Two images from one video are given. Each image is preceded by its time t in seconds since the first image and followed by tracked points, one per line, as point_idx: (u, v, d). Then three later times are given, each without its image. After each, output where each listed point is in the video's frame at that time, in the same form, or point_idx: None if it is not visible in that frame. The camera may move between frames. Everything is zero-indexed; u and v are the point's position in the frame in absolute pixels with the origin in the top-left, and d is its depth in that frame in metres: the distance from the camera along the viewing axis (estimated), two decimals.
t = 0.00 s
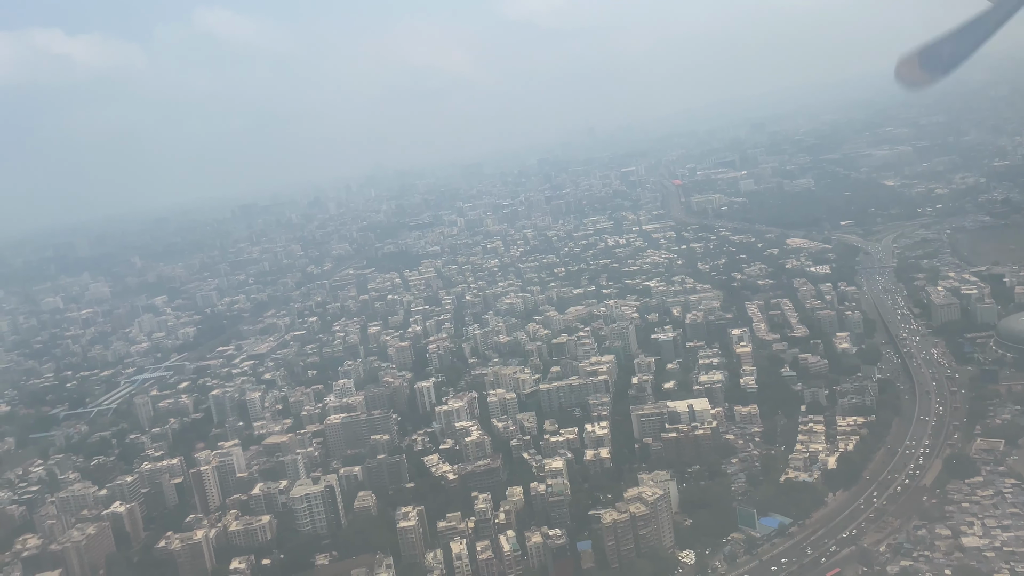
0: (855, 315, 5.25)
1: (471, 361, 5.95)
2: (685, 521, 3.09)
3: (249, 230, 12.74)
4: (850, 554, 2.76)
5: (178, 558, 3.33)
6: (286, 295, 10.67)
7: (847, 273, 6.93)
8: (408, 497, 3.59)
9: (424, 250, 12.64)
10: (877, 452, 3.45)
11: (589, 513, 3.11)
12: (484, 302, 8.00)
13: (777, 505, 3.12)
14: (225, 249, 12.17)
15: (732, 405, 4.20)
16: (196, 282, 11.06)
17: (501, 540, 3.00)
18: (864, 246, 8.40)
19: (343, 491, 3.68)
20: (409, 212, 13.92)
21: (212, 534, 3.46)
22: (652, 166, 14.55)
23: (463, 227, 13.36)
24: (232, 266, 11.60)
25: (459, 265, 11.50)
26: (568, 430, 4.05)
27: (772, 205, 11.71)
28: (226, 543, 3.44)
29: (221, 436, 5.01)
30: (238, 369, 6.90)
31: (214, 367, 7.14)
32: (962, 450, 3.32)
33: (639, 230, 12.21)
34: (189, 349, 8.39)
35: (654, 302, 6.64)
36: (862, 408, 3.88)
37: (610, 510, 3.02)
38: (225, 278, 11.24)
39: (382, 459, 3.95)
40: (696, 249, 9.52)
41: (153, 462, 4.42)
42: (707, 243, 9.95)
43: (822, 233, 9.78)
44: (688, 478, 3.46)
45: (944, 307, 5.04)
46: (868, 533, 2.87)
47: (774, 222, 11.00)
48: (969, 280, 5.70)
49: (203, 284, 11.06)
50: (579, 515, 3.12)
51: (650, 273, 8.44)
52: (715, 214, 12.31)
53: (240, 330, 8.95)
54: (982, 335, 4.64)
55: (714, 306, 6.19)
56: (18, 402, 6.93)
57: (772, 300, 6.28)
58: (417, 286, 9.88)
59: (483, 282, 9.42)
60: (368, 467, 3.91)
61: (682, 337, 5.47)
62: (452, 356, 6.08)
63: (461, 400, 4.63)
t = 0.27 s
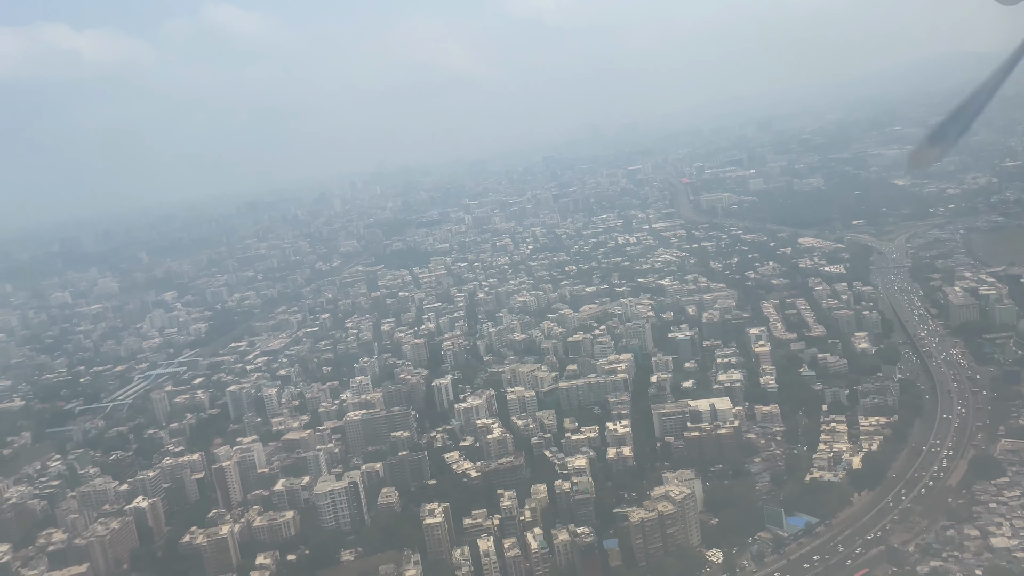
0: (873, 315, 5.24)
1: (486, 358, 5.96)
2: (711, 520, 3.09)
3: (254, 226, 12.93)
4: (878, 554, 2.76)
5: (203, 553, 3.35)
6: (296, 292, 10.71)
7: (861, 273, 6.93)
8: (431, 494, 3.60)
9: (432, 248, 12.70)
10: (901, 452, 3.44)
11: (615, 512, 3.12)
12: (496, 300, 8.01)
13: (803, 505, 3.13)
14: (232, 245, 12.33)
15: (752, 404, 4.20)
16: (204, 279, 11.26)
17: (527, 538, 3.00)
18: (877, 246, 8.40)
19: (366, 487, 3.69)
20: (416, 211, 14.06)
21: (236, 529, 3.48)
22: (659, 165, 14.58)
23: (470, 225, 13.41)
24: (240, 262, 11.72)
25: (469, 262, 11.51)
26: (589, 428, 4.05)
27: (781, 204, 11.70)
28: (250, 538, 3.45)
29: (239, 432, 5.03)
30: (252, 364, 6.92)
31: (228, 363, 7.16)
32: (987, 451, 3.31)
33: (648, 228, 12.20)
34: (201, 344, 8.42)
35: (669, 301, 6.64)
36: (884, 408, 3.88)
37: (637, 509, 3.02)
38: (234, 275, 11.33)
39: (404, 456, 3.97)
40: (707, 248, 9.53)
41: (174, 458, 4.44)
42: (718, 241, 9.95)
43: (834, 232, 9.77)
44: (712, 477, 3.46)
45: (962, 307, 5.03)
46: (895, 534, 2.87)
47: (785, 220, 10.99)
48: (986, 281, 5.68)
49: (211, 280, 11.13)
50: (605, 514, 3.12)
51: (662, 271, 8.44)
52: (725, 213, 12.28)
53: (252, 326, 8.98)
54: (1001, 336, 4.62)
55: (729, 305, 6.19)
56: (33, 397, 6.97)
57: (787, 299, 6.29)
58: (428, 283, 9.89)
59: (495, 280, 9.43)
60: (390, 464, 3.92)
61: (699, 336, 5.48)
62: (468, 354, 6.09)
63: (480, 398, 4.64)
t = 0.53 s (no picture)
0: (889, 316, 5.24)
1: (500, 356, 5.98)
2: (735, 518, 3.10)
3: (259, 223, 13.16)
4: (903, 554, 2.76)
5: (227, 548, 3.36)
6: (306, 289, 10.74)
7: (875, 274, 6.92)
8: (453, 492, 3.61)
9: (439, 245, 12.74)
10: (923, 452, 3.45)
11: (638, 511, 3.13)
12: (508, 298, 8.02)
13: (827, 505, 3.13)
14: (238, 243, 12.50)
15: (771, 404, 4.20)
16: (212, 275, 11.30)
17: (552, 535, 3.01)
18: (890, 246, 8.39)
19: (387, 485, 3.70)
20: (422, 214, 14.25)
21: (259, 525, 3.49)
22: (665, 163, 14.64)
23: (478, 223, 13.56)
24: (247, 258, 11.79)
25: (478, 260, 11.52)
26: (608, 427, 4.06)
27: (791, 202, 11.68)
28: (273, 534, 3.46)
29: (256, 428, 5.05)
30: (265, 361, 6.94)
31: (240, 359, 7.18)
32: (1009, 451, 3.31)
33: (657, 227, 12.18)
34: (212, 340, 8.45)
35: (682, 300, 6.65)
36: (905, 408, 3.87)
37: (662, 509, 3.03)
38: (242, 271, 11.35)
39: (424, 454, 3.98)
40: (718, 247, 9.53)
41: (193, 453, 4.46)
42: (728, 240, 9.96)
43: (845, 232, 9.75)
44: (734, 476, 3.46)
45: (980, 307, 5.01)
46: (920, 534, 2.87)
47: (796, 220, 10.96)
48: (1001, 281, 5.67)
49: (218, 276, 11.19)
50: (628, 512, 3.14)
51: (674, 270, 8.44)
52: (733, 211, 12.27)
53: (263, 322, 9.00)
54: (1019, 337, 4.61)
55: (743, 304, 6.20)
56: (47, 392, 7.01)
57: (801, 299, 6.29)
58: (438, 281, 9.90)
59: (505, 277, 9.44)
60: (410, 461, 3.93)
61: (714, 335, 5.48)
62: (481, 352, 6.10)
63: (498, 396, 4.65)
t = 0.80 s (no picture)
0: (906, 316, 5.24)
1: (514, 353, 6.00)
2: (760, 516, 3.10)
3: (266, 217, 13.64)
4: (931, 553, 2.76)
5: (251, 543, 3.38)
6: (315, 286, 10.79)
7: (888, 273, 6.93)
8: (475, 488, 3.62)
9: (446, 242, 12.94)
10: (947, 451, 3.44)
11: (663, 509, 3.14)
12: (520, 295, 8.04)
13: (852, 504, 3.13)
14: (245, 237, 12.98)
15: (792, 403, 4.19)
16: (221, 269, 11.89)
17: (578, 532, 3.02)
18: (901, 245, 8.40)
19: (409, 481, 3.71)
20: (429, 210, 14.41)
21: (282, 521, 3.50)
22: (670, 161, 14.71)
23: (485, 220, 13.65)
24: (254, 255, 12.17)
25: (487, 256, 11.55)
26: (628, 425, 4.07)
27: (801, 200, 11.65)
28: (296, 529, 3.48)
29: (273, 423, 5.06)
30: (278, 356, 6.97)
31: (253, 354, 7.22)
32: None
33: (667, 225, 12.15)
34: (224, 335, 8.49)
35: (696, 298, 6.66)
36: (926, 408, 3.87)
37: (688, 508, 3.04)
38: (251, 268, 11.70)
39: (445, 450, 3.99)
40: (728, 245, 9.55)
41: (213, 449, 4.48)
42: (738, 239, 9.96)
43: (856, 232, 9.72)
44: (757, 475, 3.46)
45: (997, 306, 5.00)
46: (947, 533, 2.87)
47: (807, 219, 10.94)
48: (1017, 282, 5.66)
49: (226, 272, 11.60)
50: (652, 510, 3.15)
51: (685, 268, 8.45)
52: (742, 210, 12.22)
53: (274, 317, 9.04)
54: None
55: (757, 303, 6.21)
56: (61, 387, 7.06)
57: (815, 298, 6.29)
58: (448, 277, 9.93)
59: (516, 274, 9.47)
60: (431, 457, 3.94)
61: (730, 333, 5.49)
62: (495, 349, 6.12)
63: (516, 393, 4.66)
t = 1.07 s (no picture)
0: (924, 315, 5.23)
1: (528, 349, 6.00)
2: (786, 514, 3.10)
3: (271, 212, 13.96)
4: (958, 553, 2.76)
5: (275, 537, 3.39)
6: (324, 281, 10.83)
7: (902, 272, 6.92)
8: (497, 484, 3.63)
9: (454, 238, 13.10)
10: (970, 451, 3.44)
11: (688, 507, 3.14)
12: (532, 291, 8.04)
13: (877, 503, 3.13)
14: (252, 231, 13.31)
15: (811, 401, 4.19)
16: (229, 263, 12.08)
17: (604, 529, 3.02)
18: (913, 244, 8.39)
19: (431, 477, 3.72)
20: (434, 208, 14.55)
21: (305, 515, 3.51)
22: (676, 158, 14.76)
23: (491, 215, 13.91)
24: (262, 249, 12.52)
25: (496, 252, 11.57)
26: (649, 422, 4.06)
27: (810, 197, 11.60)
28: (319, 524, 3.49)
29: (290, 418, 5.07)
30: (291, 351, 6.99)
31: (265, 348, 7.25)
32: None
33: (676, 223, 12.13)
34: (235, 330, 8.52)
35: (709, 296, 6.65)
36: (948, 408, 3.86)
37: (715, 506, 3.05)
38: (258, 261, 12.06)
39: (466, 446, 3.99)
40: (739, 243, 9.54)
41: (232, 443, 4.49)
42: (749, 237, 9.95)
43: (868, 231, 9.64)
44: (780, 473, 3.46)
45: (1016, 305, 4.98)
46: (974, 532, 2.87)
47: (819, 216, 10.90)
48: None
49: (234, 265, 11.93)
50: (677, 508, 3.15)
51: (696, 266, 8.43)
52: (750, 208, 12.17)
53: (285, 312, 9.07)
54: None
55: (772, 301, 6.21)
56: (75, 380, 7.09)
57: (830, 297, 6.29)
58: (458, 273, 9.94)
59: (526, 270, 9.48)
60: (452, 453, 3.94)
61: (746, 331, 5.48)
62: (509, 345, 6.12)
63: (534, 390, 4.66)
